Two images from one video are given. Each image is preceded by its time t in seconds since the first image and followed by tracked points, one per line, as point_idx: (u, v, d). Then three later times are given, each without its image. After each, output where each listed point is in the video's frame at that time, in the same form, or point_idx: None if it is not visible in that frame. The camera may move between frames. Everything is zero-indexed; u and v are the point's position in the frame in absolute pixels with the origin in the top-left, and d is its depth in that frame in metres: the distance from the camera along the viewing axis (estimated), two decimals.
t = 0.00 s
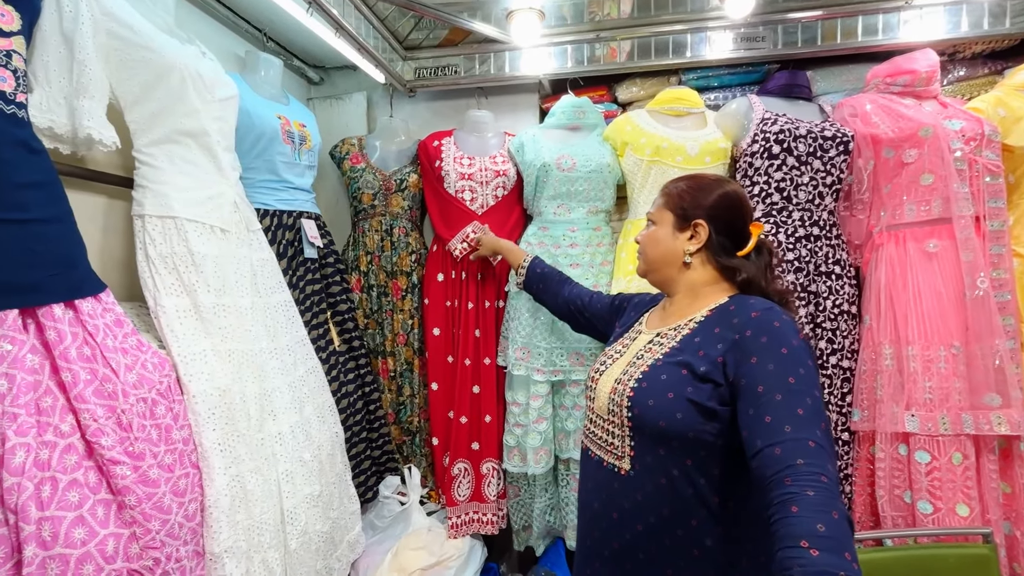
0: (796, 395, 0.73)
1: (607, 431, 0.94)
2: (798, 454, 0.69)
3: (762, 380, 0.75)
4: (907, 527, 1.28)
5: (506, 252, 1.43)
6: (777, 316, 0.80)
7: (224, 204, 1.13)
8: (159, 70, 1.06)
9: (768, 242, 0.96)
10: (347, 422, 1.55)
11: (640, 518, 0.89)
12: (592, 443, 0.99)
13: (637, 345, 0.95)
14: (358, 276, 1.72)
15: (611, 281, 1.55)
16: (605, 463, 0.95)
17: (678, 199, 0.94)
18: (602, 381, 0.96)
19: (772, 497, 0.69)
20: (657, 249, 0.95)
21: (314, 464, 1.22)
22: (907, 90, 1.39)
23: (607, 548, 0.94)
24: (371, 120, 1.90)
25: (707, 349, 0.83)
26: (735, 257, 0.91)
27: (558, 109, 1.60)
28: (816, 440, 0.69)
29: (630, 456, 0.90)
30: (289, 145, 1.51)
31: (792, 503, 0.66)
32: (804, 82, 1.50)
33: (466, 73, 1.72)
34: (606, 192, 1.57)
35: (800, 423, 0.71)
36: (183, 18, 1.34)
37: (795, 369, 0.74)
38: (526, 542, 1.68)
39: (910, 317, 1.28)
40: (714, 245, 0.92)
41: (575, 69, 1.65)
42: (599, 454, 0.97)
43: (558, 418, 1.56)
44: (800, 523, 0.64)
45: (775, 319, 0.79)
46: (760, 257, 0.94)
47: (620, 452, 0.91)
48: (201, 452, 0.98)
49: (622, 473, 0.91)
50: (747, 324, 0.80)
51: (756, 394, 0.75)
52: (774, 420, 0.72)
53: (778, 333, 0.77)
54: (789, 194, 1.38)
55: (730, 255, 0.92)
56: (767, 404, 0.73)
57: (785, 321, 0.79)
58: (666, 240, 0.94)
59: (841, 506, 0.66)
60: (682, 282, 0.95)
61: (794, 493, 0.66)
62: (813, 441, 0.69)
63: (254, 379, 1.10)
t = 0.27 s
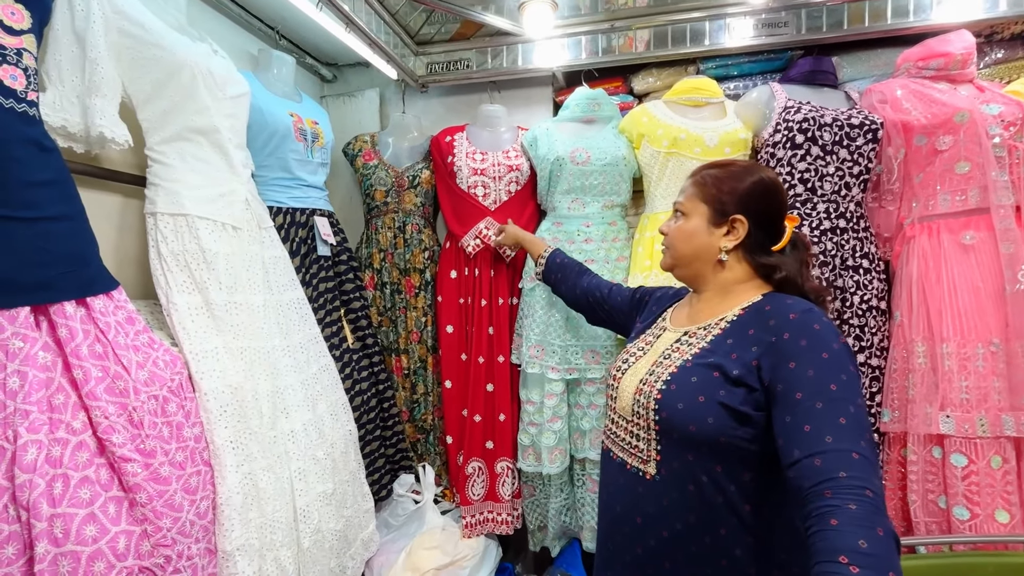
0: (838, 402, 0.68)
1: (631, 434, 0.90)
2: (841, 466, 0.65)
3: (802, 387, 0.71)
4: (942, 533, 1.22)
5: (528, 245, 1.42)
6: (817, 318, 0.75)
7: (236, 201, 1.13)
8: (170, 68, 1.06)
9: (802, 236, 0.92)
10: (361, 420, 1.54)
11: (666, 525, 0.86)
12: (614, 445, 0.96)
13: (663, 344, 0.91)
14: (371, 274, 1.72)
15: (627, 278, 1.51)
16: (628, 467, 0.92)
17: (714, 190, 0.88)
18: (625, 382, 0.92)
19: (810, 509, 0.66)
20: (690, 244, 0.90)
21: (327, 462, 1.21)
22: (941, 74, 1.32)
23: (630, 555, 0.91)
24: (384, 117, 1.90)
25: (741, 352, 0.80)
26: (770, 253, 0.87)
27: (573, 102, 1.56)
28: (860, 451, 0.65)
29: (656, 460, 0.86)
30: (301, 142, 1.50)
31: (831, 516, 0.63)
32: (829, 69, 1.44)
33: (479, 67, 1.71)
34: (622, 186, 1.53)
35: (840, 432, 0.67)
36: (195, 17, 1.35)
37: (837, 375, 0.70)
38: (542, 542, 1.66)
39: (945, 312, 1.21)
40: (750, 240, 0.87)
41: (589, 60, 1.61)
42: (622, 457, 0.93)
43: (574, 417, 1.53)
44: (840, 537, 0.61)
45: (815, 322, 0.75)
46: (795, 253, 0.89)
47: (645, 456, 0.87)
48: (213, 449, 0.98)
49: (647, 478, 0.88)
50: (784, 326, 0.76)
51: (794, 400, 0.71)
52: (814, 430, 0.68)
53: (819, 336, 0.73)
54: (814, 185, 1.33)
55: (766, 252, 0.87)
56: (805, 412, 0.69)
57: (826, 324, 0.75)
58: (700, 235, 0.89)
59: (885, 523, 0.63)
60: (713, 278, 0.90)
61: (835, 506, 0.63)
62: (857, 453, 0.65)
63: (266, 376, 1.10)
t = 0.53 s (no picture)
0: (882, 414, 0.64)
1: (657, 444, 0.87)
2: (883, 483, 0.61)
3: (843, 397, 0.67)
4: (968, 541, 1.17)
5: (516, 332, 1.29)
6: (860, 322, 0.71)
7: (238, 198, 1.12)
8: (171, 64, 1.05)
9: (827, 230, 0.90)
10: (367, 420, 1.52)
11: (698, 540, 0.81)
12: (637, 455, 0.92)
13: (687, 349, 0.87)
14: (378, 272, 1.70)
15: (637, 274, 1.48)
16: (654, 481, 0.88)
17: (769, 184, 0.80)
18: (649, 389, 0.88)
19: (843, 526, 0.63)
20: (739, 242, 0.82)
21: (332, 461, 1.20)
22: (967, 59, 1.26)
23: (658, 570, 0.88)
24: (390, 114, 1.88)
25: (776, 358, 0.76)
26: (806, 253, 0.84)
27: (581, 96, 1.53)
28: (905, 468, 0.61)
29: (685, 473, 0.82)
30: (307, 140, 1.49)
31: (869, 534, 0.59)
32: (848, 56, 1.39)
33: (485, 62, 1.67)
34: (632, 180, 1.49)
35: (883, 446, 0.63)
36: (198, 14, 1.34)
37: (881, 385, 0.66)
38: (551, 544, 1.63)
39: (972, 309, 1.16)
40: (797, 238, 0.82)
41: (598, 52, 1.58)
42: (647, 468, 0.90)
43: (583, 417, 1.51)
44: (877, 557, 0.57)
45: (858, 326, 0.70)
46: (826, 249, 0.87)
47: (673, 468, 0.84)
48: (214, 449, 0.97)
49: (676, 491, 0.84)
50: (824, 330, 0.72)
51: (834, 410, 0.67)
52: (856, 442, 0.64)
53: (863, 342, 0.69)
54: (831, 177, 1.28)
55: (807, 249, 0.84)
56: (846, 423, 0.66)
57: (869, 329, 0.70)
58: (752, 233, 0.81)
59: (928, 545, 0.59)
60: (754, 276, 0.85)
61: (874, 524, 0.59)
62: (902, 470, 0.61)
63: (270, 375, 1.09)
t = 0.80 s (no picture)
0: (932, 419, 0.57)
1: (691, 464, 0.78)
2: (930, 495, 0.54)
3: (886, 399, 0.59)
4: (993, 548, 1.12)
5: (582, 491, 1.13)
6: (907, 317, 0.63)
7: (240, 195, 1.11)
8: (171, 60, 1.05)
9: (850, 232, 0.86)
10: (372, 419, 1.51)
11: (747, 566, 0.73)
12: (668, 479, 0.83)
13: (712, 357, 0.79)
14: (383, 270, 1.69)
15: (646, 271, 1.44)
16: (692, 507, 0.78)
17: (823, 174, 0.72)
18: (675, 403, 0.80)
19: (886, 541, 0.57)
20: (788, 235, 0.74)
21: (335, 461, 1.19)
22: (993, 45, 1.20)
23: None
24: (396, 110, 1.87)
25: (816, 359, 0.68)
26: (844, 251, 0.78)
27: (588, 89, 1.50)
28: (956, 478, 0.55)
29: (727, 494, 0.73)
30: (311, 137, 1.48)
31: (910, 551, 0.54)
32: (866, 45, 1.33)
33: (491, 56, 1.65)
34: (641, 175, 1.46)
35: (931, 455, 0.56)
36: (200, 11, 1.33)
37: (931, 386, 0.58)
38: (558, 545, 1.60)
39: (998, 306, 1.10)
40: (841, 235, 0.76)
41: (605, 44, 1.54)
42: (681, 493, 0.80)
43: (590, 417, 1.47)
44: None
45: (904, 321, 0.62)
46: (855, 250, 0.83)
47: (713, 490, 0.75)
48: (215, 448, 0.96)
49: (718, 516, 0.75)
50: (866, 326, 0.64)
51: (877, 416, 0.60)
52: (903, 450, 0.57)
53: (911, 338, 0.61)
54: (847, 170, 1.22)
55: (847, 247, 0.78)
56: (891, 429, 0.58)
57: (917, 324, 0.62)
58: (802, 226, 0.73)
59: (978, 563, 0.53)
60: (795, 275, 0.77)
61: (916, 540, 0.54)
62: (953, 480, 0.54)
63: (271, 374, 1.08)
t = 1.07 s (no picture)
0: None
1: (759, 478, 0.69)
2: None
3: (993, 408, 0.53)
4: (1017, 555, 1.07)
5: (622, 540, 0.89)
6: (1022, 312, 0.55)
7: (242, 192, 1.10)
8: (172, 56, 1.04)
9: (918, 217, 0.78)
10: (376, 417, 1.49)
11: None
12: (728, 496, 0.73)
13: (783, 359, 0.70)
14: (389, 267, 1.68)
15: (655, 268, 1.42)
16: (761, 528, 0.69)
17: (892, 151, 0.66)
18: (739, 409, 0.71)
19: (984, 566, 0.52)
20: (859, 222, 0.66)
21: (339, 459, 1.18)
22: (1018, 32, 1.15)
23: None
24: (402, 106, 1.85)
25: (912, 359, 0.59)
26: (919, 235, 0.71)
27: (595, 82, 1.47)
28: None
29: (807, 515, 0.64)
30: (315, 133, 1.47)
31: None
32: (884, 32, 1.29)
33: (497, 51, 1.63)
34: (649, 169, 1.42)
35: None
36: (204, 7, 1.33)
37: None
38: (565, 546, 1.58)
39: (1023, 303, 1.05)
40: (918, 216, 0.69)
41: (613, 36, 1.51)
42: (745, 511, 0.71)
43: (597, 416, 1.45)
44: None
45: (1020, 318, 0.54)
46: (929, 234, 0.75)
47: (789, 510, 0.66)
48: (215, 446, 0.95)
49: (795, 539, 0.65)
50: (975, 322, 0.56)
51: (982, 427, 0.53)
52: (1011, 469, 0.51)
53: None
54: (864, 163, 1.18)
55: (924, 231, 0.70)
56: (1000, 444, 0.52)
57: None
58: (875, 209, 0.66)
59: None
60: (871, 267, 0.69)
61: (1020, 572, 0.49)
62: None
63: (273, 371, 1.07)
